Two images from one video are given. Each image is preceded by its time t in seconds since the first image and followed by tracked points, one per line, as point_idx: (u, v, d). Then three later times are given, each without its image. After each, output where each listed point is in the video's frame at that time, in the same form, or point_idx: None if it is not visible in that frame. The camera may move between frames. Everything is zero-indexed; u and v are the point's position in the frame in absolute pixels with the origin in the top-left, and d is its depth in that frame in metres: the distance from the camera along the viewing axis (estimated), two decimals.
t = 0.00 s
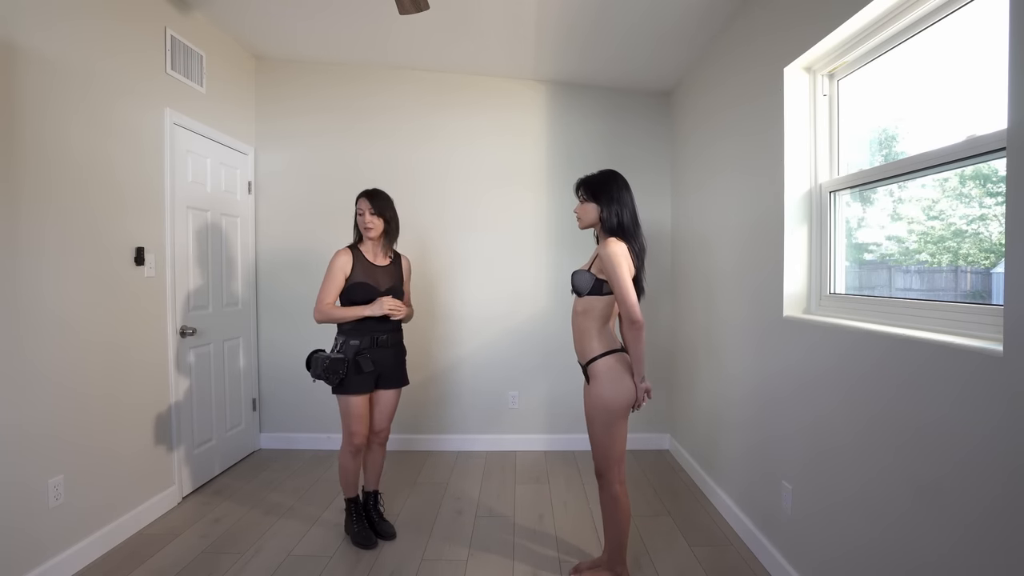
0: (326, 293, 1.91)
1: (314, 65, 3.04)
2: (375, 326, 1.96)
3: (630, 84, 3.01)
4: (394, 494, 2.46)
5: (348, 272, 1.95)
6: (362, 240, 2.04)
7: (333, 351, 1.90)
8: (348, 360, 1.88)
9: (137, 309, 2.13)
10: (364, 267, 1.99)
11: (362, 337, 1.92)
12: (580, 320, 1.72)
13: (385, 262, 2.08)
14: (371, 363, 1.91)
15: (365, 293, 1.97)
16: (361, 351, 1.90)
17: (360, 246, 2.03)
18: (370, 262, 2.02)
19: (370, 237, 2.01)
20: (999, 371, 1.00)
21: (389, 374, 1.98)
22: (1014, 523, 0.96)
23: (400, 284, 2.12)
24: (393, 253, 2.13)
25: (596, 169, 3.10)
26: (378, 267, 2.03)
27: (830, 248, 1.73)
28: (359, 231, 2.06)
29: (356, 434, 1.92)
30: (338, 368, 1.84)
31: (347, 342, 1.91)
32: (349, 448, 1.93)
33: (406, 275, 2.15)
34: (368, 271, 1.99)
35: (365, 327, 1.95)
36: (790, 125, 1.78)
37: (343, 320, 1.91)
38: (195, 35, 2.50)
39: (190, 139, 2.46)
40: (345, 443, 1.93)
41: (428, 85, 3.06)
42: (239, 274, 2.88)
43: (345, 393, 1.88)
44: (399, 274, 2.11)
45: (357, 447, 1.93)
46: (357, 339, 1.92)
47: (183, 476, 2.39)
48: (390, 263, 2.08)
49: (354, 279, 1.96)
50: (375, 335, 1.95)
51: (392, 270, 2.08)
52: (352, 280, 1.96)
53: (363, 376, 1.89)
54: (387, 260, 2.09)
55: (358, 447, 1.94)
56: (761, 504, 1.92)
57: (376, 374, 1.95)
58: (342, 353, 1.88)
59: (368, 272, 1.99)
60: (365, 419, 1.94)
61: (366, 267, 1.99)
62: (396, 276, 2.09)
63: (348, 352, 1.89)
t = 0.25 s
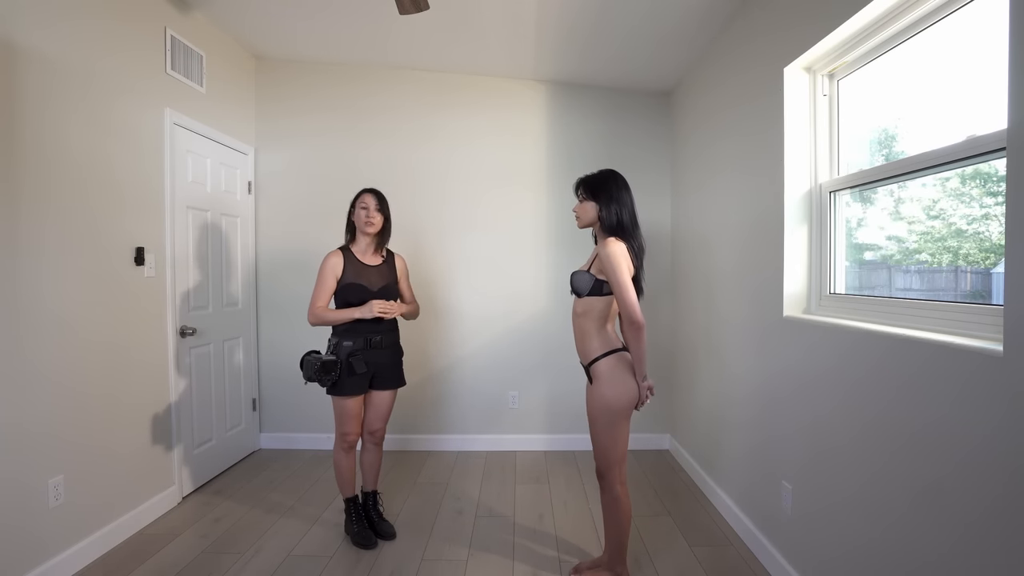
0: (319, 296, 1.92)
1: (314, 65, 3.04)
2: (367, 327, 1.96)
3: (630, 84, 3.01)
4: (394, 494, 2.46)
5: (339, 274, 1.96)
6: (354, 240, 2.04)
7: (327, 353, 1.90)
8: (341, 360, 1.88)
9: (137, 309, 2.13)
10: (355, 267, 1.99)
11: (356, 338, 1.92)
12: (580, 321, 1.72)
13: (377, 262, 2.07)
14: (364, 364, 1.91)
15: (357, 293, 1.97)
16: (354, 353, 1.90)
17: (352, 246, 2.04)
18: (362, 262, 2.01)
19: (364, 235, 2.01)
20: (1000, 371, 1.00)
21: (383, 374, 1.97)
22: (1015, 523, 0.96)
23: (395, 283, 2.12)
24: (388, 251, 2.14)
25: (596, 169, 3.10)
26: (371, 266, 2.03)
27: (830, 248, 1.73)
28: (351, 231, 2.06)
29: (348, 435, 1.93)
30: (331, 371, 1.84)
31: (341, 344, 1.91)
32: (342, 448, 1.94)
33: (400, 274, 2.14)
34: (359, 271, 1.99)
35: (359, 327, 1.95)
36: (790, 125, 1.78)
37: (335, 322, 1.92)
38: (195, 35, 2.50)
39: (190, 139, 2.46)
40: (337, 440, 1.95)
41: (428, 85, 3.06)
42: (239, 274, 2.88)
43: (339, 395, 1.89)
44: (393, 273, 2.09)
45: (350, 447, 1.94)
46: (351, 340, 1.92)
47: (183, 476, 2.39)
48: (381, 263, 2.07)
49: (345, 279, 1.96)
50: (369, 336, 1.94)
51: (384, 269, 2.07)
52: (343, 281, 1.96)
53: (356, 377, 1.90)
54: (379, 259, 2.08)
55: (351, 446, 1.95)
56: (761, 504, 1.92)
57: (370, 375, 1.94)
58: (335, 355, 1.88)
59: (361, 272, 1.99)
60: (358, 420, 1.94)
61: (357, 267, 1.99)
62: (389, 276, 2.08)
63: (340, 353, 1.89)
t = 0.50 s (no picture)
0: (319, 297, 1.91)
1: (314, 65, 3.04)
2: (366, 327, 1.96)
3: (630, 84, 3.01)
4: (394, 494, 2.46)
5: (339, 274, 1.95)
6: (352, 240, 2.04)
7: (327, 354, 1.90)
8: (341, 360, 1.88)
9: (137, 309, 2.13)
10: (354, 267, 1.98)
11: (356, 339, 1.92)
12: (579, 321, 1.72)
13: (375, 262, 2.07)
14: (365, 364, 1.91)
15: (357, 293, 1.96)
16: (355, 353, 1.90)
17: (350, 247, 2.03)
18: (361, 262, 2.01)
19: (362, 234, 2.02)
20: (1000, 371, 0.99)
21: (384, 374, 1.98)
22: (1015, 522, 0.95)
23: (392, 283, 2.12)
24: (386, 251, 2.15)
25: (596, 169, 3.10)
26: (371, 266, 2.03)
27: (830, 248, 1.73)
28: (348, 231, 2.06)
29: (348, 435, 1.93)
30: (333, 371, 1.83)
31: (341, 344, 1.91)
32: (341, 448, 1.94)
33: (397, 274, 2.15)
34: (358, 271, 1.98)
35: (359, 327, 1.95)
36: (790, 125, 1.78)
37: (335, 323, 1.90)
38: (195, 34, 2.50)
39: (190, 139, 2.46)
40: (336, 440, 1.95)
41: (428, 85, 3.06)
42: (239, 274, 2.88)
43: (340, 396, 1.89)
44: (391, 272, 2.10)
45: (349, 447, 1.93)
46: (351, 340, 1.92)
47: (183, 476, 2.40)
48: (379, 263, 2.08)
49: (345, 279, 1.95)
50: (370, 336, 1.95)
51: (382, 269, 2.08)
52: (343, 281, 1.95)
53: (358, 378, 1.90)
54: (376, 259, 2.08)
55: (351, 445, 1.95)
56: (761, 504, 1.92)
57: (371, 375, 1.95)
58: (336, 356, 1.88)
59: (360, 272, 1.99)
60: (358, 420, 1.94)
61: (356, 268, 1.98)
62: (388, 275, 2.08)
63: (342, 354, 1.89)
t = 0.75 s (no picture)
0: (320, 297, 1.90)
1: (313, 65, 3.04)
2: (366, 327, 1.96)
3: (630, 84, 3.01)
4: (394, 494, 2.46)
5: (339, 274, 1.94)
6: (351, 240, 2.04)
7: (329, 355, 1.90)
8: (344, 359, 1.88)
9: (137, 309, 2.13)
10: (354, 268, 1.98)
11: (358, 339, 1.92)
12: (578, 321, 1.72)
13: (374, 262, 2.08)
14: (368, 364, 1.91)
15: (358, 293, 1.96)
16: (357, 353, 1.91)
17: (349, 247, 2.03)
18: (361, 262, 2.02)
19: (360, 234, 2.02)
20: (999, 371, 1.00)
21: (386, 374, 1.98)
22: (1013, 520, 0.95)
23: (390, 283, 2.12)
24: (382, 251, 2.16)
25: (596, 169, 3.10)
26: (370, 266, 2.04)
27: (830, 248, 1.73)
28: (346, 232, 2.06)
29: (348, 435, 1.93)
30: (337, 372, 1.83)
31: (344, 345, 1.90)
32: (342, 449, 1.93)
33: (394, 274, 2.16)
34: (358, 271, 1.99)
35: (359, 326, 1.95)
36: (789, 125, 1.78)
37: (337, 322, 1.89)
38: (195, 35, 2.50)
39: (190, 139, 2.46)
40: (337, 440, 1.94)
41: (427, 85, 3.06)
42: (240, 274, 2.88)
43: (342, 396, 1.89)
44: (389, 272, 2.12)
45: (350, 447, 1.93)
46: (353, 341, 1.92)
47: (183, 476, 2.39)
48: (377, 263, 2.09)
49: (345, 280, 1.95)
50: (370, 336, 1.95)
51: (381, 269, 2.09)
52: (343, 282, 1.94)
53: (361, 378, 1.90)
54: (375, 259, 2.09)
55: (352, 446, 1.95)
56: (761, 504, 1.92)
57: (373, 376, 1.95)
58: (339, 356, 1.88)
59: (360, 272, 1.99)
60: (358, 421, 1.94)
61: (356, 268, 1.98)
62: (386, 275, 2.10)
63: (344, 354, 1.89)
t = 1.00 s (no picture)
0: (320, 297, 1.90)
1: (313, 65, 3.04)
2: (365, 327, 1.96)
3: (630, 84, 3.01)
4: (394, 494, 2.46)
5: (339, 274, 1.94)
6: (352, 240, 2.04)
7: (329, 355, 1.90)
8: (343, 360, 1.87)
9: (137, 309, 2.13)
10: (355, 268, 1.98)
11: (357, 339, 1.92)
12: (578, 321, 1.73)
13: (374, 262, 2.08)
14: (367, 364, 1.91)
15: (359, 293, 1.96)
16: (356, 353, 1.91)
17: (350, 247, 2.03)
18: (361, 262, 2.02)
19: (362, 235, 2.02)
20: (999, 370, 1.00)
21: (385, 374, 1.98)
22: (1013, 520, 0.95)
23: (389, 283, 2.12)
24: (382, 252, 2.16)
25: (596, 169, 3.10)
26: (370, 266, 2.03)
27: (830, 248, 1.73)
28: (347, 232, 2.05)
29: (349, 436, 1.93)
30: (335, 372, 1.83)
31: (343, 344, 1.91)
32: (343, 449, 1.93)
33: (394, 275, 2.16)
34: (358, 272, 1.98)
35: (359, 327, 1.95)
36: (789, 125, 1.78)
37: (340, 322, 1.88)
38: (195, 34, 2.50)
39: (189, 139, 2.46)
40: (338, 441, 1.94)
41: (427, 85, 3.06)
42: (240, 274, 2.88)
43: (341, 396, 1.89)
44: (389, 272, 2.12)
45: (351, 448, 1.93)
46: (353, 340, 1.92)
47: (183, 476, 2.39)
48: (378, 263, 2.09)
49: (346, 280, 1.94)
50: (370, 335, 1.95)
51: (381, 269, 2.09)
52: (344, 282, 1.94)
53: (360, 377, 1.90)
54: (375, 260, 2.10)
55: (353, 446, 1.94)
56: (761, 504, 1.92)
57: (373, 375, 1.95)
58: (338, 356, 1.88)
59: (361, 272, 1.99)
60: (359, 421, 1.94)
61: (356, 268, 1.98)
62: (386, 275, 2.10)
63: (344, 354, 1.89)
